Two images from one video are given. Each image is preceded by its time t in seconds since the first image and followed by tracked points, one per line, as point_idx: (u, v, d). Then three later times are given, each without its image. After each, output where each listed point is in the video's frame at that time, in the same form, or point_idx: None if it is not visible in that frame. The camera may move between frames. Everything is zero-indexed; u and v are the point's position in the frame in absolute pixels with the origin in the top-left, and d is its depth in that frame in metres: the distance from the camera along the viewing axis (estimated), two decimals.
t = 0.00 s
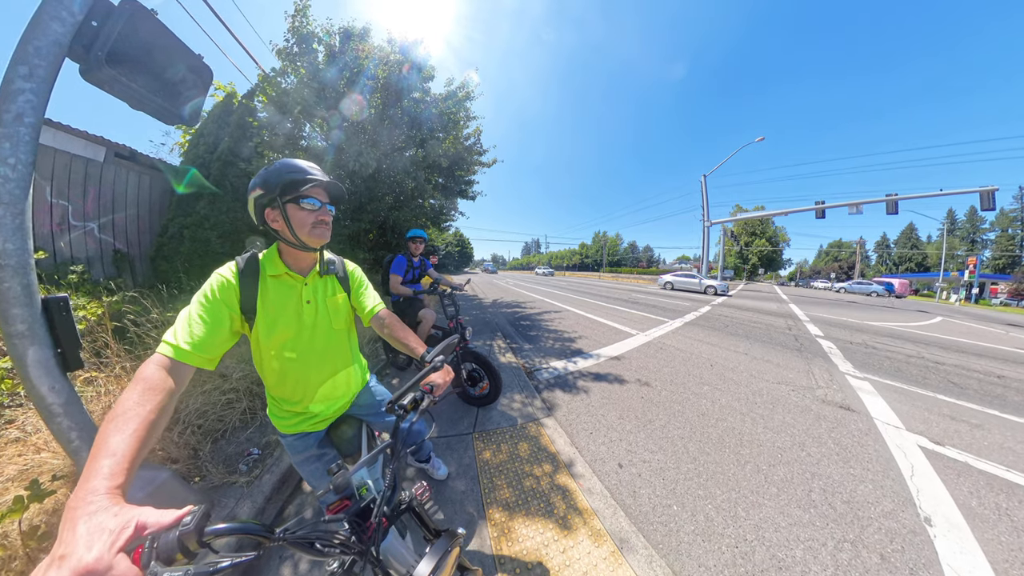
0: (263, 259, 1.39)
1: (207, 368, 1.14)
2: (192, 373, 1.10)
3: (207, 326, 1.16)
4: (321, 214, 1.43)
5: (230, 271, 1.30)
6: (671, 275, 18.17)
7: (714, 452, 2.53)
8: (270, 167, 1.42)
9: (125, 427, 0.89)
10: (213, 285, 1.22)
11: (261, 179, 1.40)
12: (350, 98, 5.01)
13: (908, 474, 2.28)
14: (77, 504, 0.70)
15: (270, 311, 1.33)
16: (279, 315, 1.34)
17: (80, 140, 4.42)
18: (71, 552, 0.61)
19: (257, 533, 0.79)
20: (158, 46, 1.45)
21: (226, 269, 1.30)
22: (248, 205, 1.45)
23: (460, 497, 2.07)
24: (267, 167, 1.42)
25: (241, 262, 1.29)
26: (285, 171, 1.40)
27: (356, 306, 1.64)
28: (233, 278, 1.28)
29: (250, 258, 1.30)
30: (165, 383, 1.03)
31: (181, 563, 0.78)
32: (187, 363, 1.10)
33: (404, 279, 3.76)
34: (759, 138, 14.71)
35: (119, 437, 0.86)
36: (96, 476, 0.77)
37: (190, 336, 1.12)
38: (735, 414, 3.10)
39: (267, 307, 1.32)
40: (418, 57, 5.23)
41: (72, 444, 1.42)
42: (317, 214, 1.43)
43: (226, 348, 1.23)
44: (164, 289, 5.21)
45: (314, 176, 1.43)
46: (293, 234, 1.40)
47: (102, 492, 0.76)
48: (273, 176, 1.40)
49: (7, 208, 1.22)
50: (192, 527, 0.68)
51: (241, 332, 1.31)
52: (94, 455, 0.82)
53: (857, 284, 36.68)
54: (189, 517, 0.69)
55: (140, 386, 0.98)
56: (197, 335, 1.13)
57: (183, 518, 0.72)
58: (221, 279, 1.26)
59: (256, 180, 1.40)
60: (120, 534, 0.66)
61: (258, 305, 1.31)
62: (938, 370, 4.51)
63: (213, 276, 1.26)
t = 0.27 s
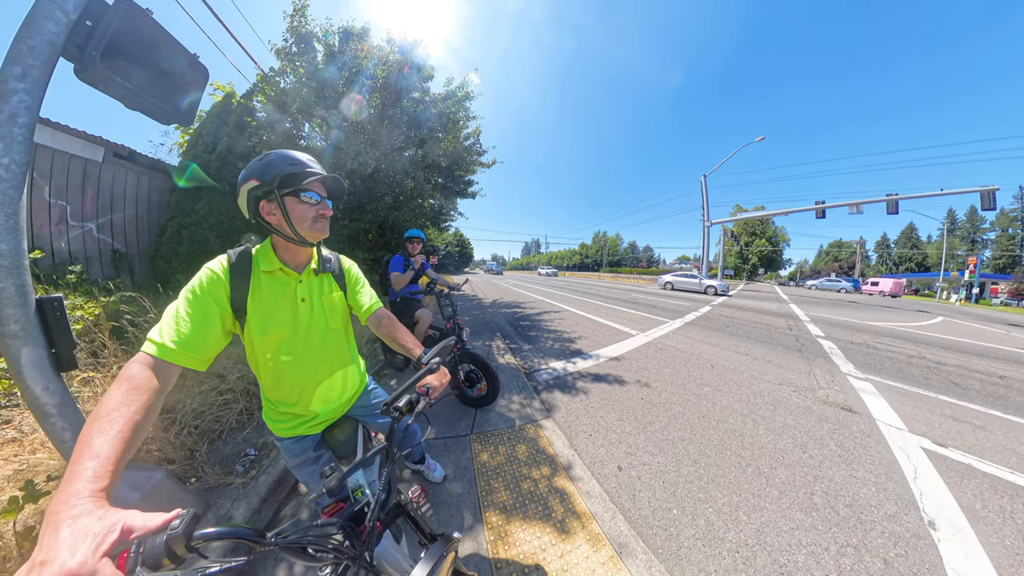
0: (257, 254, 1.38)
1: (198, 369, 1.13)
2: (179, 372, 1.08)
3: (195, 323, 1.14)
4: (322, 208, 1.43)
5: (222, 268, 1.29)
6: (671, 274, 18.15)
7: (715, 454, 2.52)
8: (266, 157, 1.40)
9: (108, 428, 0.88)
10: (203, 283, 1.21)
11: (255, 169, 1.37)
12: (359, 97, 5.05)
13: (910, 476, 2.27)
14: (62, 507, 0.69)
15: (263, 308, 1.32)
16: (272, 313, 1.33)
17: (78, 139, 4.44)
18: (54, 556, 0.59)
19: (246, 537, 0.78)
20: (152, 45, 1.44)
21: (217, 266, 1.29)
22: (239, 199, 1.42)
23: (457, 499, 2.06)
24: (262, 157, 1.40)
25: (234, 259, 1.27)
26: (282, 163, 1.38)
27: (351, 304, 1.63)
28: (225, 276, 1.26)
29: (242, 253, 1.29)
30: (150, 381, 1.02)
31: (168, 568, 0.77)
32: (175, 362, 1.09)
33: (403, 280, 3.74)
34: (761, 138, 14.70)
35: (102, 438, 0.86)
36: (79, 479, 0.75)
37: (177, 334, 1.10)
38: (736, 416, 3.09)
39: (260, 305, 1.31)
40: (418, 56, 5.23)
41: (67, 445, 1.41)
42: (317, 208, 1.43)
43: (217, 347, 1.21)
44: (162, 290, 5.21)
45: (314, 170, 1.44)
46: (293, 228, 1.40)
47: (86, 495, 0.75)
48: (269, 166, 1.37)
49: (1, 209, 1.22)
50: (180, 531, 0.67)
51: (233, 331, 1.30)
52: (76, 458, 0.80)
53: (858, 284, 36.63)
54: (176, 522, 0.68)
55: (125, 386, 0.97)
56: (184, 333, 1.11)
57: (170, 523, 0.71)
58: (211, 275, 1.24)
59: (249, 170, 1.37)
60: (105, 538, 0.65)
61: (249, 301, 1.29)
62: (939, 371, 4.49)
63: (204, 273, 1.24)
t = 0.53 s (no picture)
0: (269, 259, 1.41)
1: (217, 370, 1.14)
2: (200, 375, 1.11)
3: (214, 327, 1.17)
4: (334, 216, 1.45)
5: (237, 272, 1.31)
6: (671, 275, 18.20)
7: (711, 447, 2.55)
8: (279, 167, 1.42)
9: (138, 430, 0.91)
10: (220, 287, 1.23)
11: (269, 178, 1.40)
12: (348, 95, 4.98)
13: (901, 469, 2.31)
14: (97, 507, 0.72)
15: (277, 311, 1.35)
16: (287, 316, 1.35)
17: (85, 141, 4.48)
18: (94, 553, 0.62)
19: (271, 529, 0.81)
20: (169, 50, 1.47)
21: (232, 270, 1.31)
22: (252, 208, 1.43)
23: (466, 490, 2.09)
24: (275, 167, 1.42)
25: (249, 263, 1.29)
26: (295, 172, 1.41)
27: (361, 306, 1.66)
28: (240, 279, 1.28)
29: (256, 259, 1.31)
30: (174, 385, 1.04)
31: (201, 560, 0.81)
32: (197, 365, 1.11)
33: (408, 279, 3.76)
34: (759, 138, 14.75)
35: (134, 440, 0.88)
36: (113, 479, 0.78)
37: (197, 339, 1.12)
38: (733, 411, 3.12)
39: (275, 307, 1.34)
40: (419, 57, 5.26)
41: (87, 440, 1.44)
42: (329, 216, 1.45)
43: (234, 349, 1.24)
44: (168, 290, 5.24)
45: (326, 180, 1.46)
46: (306, 235, 1.42)
47: (120, 494, 0.77)
48: (283, 176, 1.41)
49: (26, 210, 1.25)
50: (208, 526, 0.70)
51: (249, 334, 1.32)
52: (110, 459, 0.83)
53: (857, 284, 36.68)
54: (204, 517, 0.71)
55: (151, 389, 0.99)
56: (204, 337, 1.13)
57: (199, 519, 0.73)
58: (227, 279, 1.26)
59: (262, 180, 1.40)
60: (140, 534, 0.68)
61: (265, 304, 1.32)
62: (936, 369, 4.54)
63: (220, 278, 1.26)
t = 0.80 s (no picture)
0: (265, 255, 1.41)
1: (212, 368, 1.15)
2: (201, 374, 1.13)
3: (213, 326, 1.18)
4: (330, 215, 1.47)
5: (233, 271, 1.32)
6: (671, 275, 18.23)
7: (709, 443, 2.57)
8: (275, 165, 1.44)
9: (138, 431, 0.92)
10: (218, 286, 1.24)
11: (266, 176, 1.41)
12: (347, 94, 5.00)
13: (897, 464, 2.33)
14: (102, 508, 0.73)
15: (274, 308, 1.36)
16: (284, 313, 1.37)
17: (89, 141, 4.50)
18: (104, 556, 0.64)
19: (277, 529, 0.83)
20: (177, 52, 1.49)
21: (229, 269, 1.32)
22: (247, 205, 1.45)
23: (471, 487, 2.10)
24: (272, 165, 1.44)
25: (245, 260, 1.31)
26: (291, 171, 1.43)
27: (357, 302, 1.67)
28: (237, 278, 1.29)
29: (251, 257, 1.32)
30: (173, 385, 1.06)
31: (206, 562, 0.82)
32: (197, 364, 1.13)
33: (411, 279, 3.77)
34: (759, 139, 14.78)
35: (135, 441, 0.89)
36: (117, 481, 0.79)
37: (196, 337, 1.14)
38: (732, 409, 3.14)
39: (271, 305, 1.35)
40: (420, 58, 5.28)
41: (95, 441, 1.46)
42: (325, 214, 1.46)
43: (232, 347, 1.25)
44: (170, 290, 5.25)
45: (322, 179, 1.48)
46: (301, 233, 1.44)
47: (124, 496, 0.79)
48: (280, 174, 1.42)
49: (35, 210, 1.26)
50: (216, 528, 0.71)
51: (247, 332, 1.34)
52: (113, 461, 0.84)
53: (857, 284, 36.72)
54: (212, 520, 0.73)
55: (151, 388, 1.01)
56: (202, 336, 1.15)
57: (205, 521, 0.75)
58: (223, 278, 1.27)
59: (258, 177, 1.41)
60: (149, 536, 0.69)
61: (261, 302, 1.33)
62: (934, 367, 4.56)
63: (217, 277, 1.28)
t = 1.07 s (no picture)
0: (250, 257, 1.41)
1: (204, 373, 1.15)
2: (193, 380, 1.13)
3: (200, 331, 1.19)
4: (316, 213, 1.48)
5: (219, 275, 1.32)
6: (671, 275, 18.26)
7: (712, 445, 2.56)
8: (257, 162, 1.42)
9: (127, 440, 0.92)
10: (204, 292, 1.25)
11: (247, 174, 1.40)
12: (346, 94, 5.00)
13: (901, 466, 2.32)
14: (87, 519, 0.72)
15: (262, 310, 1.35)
16: (272, 315, 1.36)
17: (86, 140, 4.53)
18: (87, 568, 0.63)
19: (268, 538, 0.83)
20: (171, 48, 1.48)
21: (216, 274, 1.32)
22: (228, 203, 1.43)
23: (471, 490, 2.10)
24: (253, 161, 1.42)
25: (229, 263, 1.30)
26: (275, 169, 1.41)
27: (347, 302, 1.66)
28: (222, 282, 1.29)
29: (235, 259, 1.31)
30: (166, 392, 1.06)
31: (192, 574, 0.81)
32: (186, 369, 1.13)
33: (411, 279, 3.77)
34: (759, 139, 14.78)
35: (122, 450, 0.89)
36: (103, 491, 0.79)
37: (183, 343, 1.14)
38: (733, 410, 3.13)
39: (259, 307, 1.34)
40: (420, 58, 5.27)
41: (89, 444, 1.45)
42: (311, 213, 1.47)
43: (222, 352, 1.25)
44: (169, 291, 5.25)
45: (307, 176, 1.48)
46: (288, 232, 1.44)
47: (110, 507, 0.78)
48: (262, 172, 1.40)
49: (26, 210, 1.26)
50: (202, 538, 0.71)
51: (236, 337, 1.34)
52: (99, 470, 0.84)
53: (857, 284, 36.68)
54: (198, 531, 0.72)
55: (140, 395, 1.01)
56: (190, 341, 1.15)
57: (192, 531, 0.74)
58: (208, 282, 1.27)
59: (240, 175, 1.39)
60: (134, 548, 0.68)
61: (248, 305, 1.32)
62: (936, 368, 4.55)
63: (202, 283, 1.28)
